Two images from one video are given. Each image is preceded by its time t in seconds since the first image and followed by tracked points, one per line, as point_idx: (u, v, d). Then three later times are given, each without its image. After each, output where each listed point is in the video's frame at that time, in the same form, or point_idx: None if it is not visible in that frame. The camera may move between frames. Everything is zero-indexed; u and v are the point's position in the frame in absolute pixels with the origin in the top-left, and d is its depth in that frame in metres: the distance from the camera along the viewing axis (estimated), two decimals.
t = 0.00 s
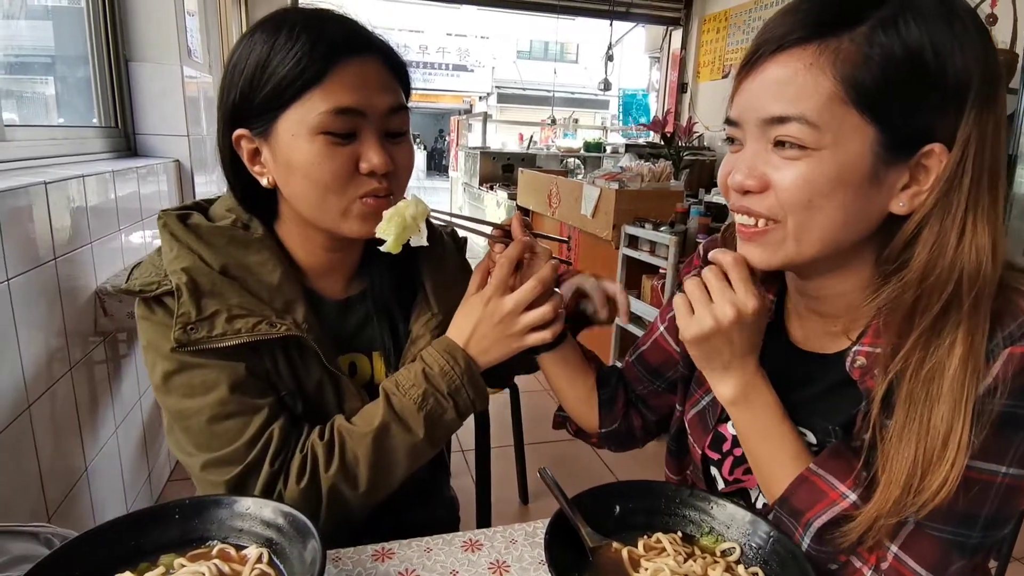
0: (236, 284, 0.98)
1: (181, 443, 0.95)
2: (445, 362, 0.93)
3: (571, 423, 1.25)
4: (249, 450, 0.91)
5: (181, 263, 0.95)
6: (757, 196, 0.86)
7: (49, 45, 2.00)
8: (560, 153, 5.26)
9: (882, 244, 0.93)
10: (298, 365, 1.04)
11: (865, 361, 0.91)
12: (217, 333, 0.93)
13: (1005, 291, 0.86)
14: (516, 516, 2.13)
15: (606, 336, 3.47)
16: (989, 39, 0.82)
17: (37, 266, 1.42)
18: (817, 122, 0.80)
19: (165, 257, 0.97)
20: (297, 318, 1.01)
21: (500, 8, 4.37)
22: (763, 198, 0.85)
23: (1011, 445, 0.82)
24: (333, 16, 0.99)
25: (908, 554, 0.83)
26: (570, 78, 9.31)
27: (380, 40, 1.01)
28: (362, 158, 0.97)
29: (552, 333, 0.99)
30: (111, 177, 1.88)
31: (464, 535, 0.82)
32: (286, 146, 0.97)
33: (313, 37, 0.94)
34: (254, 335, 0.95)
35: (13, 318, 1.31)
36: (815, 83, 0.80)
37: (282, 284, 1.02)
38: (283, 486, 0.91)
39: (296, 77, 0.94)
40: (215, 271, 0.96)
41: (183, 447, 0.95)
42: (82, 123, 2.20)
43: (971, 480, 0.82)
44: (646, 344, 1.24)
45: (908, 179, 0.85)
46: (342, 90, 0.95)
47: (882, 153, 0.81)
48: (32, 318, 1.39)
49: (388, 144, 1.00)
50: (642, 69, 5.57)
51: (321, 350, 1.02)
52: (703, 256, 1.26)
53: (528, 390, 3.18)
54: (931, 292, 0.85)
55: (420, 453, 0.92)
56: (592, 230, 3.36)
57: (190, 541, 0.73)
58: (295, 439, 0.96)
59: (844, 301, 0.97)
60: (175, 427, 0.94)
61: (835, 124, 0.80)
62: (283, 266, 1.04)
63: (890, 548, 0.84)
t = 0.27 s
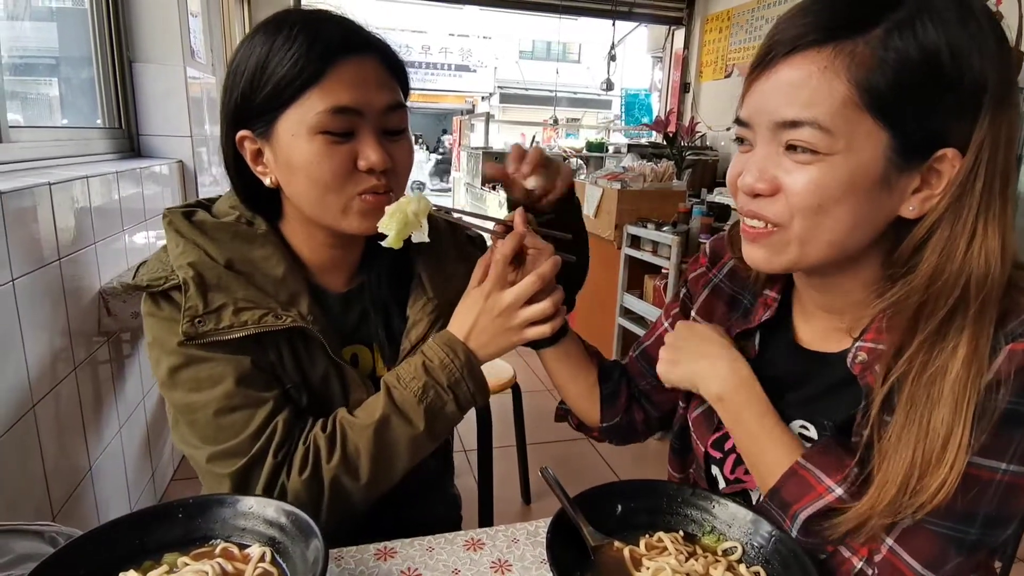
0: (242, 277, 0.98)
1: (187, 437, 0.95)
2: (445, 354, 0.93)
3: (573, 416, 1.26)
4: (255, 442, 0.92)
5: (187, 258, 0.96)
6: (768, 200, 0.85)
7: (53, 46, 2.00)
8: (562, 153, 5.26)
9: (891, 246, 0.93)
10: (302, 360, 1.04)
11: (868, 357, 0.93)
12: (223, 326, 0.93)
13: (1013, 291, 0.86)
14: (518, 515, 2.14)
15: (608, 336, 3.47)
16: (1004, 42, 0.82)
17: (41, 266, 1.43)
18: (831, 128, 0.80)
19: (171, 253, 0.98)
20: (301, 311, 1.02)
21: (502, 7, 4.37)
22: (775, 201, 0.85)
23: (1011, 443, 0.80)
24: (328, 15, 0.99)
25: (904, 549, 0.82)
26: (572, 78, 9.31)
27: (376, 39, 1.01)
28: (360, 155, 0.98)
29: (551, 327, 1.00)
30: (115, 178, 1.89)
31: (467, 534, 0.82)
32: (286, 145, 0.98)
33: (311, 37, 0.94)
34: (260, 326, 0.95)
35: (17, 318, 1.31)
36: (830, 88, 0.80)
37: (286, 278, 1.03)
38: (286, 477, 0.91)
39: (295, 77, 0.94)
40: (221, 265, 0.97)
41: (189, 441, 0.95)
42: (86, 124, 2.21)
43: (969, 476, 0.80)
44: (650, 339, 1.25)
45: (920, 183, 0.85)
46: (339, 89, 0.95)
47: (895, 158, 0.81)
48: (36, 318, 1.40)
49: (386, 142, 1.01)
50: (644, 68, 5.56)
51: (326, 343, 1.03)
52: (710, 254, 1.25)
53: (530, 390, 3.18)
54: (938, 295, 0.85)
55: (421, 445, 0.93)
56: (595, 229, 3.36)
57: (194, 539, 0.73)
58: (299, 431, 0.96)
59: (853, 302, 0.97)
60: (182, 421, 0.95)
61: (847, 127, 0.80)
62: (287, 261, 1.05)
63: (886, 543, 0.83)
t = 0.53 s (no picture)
0: (231, 278, 0.98)
1: (179, 437, 0.95)
2: (439, 355, 0.93)
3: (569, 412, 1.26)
4: (245, 442, 0.92)
5: (176, 259, 0.96)
6: (769, 201, 0.85)
7: (55, 48, 2.01)
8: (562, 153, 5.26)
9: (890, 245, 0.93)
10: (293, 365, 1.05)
11: (865, 352, 0.93)
12: (212, 327, 0.94)
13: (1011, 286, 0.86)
14: (519, 515, 2.14)
15: (609, 336, 3.47)
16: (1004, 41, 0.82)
17: (43, 266, 1.43)
18: (831, 129, 0.80)
19: (162, 254, 0.98)
20: (292, 312, 1.01)
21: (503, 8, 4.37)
22: (775, 202, 0.85)
23: (1010, 438, 0.78)
24: (313, 15, 0.99)
25: (897, 539, 0.82)
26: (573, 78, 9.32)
27: (363, 38, 1.01)
28: (349, 155, 0.98)
29: (546, 330, 0.99)
30: (116, 179, 1.90)
31: (467, 533, 0.82)
32: (275, 146, 0.98)
33: (295, 38, 0.94)
34: (248, 327, 0.95)
35: (19, 319, 1.31)
36: (830, 89, 0.80)
37: (277, 278, 1.03)
38: (277, 477, 0.91)
39: (281, 78, 0.94)
40: (210, 266, 0.98)
41: (181, 441, 0.96)
42: (88, 125, 2.22)
43: (963, 469, 0.80)
44: (650, 337, 1.24)
45: (919, 181, 0.85)
46: (325, 90, 0.95)
47: (894, 158, 0.82)
48: (38, 319, 1.40)
49: (374, 141, 1.01)
50: (644, 68, 5.57)
51: (317, 343, 1.03)
52: (712, 254, 1.24)
53: (530, 390, 3.18)
54: (939, 291, 0.86)
55: (414, 446, 0.93)
56: (595, 229, 3.36)
57: (195, 539, 0.74)
58: (291, 431, 0.96)
59: (853, 299, 0.97)
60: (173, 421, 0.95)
61: (847, 127, 0.80)
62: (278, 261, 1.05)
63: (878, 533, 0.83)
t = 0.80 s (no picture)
0: (240, 286, 0.99)
1: (189, 442, 0.97)
2: (444, 363, 0.94)
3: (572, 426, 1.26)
4: (253, 449, 0.93)
5: (186, 267, 0.97)
6: (757, 211, 0.86)
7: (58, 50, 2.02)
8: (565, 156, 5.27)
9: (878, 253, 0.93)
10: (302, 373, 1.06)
11: (857, 358, 0.94)
12: (222, 335, 0.95)
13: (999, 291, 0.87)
14: (522, 518, 2.14)
15: (611, 339, 3.48)
16: (987, 52, 0.83)
17: (50, 270, 1.45)
18: (814, 141, 0.81)
19: (172, 262, 1.00)
20: (300, 320, 1.03)
21: (505, 11, 4.39)
22: (763, 213, 0.86)
23: (997, 439, 0.80)
24: (325, 29, 0.99)
25: (886, 544, 0.83)
26: (576, 80, 9.33)
27: (373, 51, 1.02)
28: (361, 170, 0.99)
29: (548, 338, 0.99)
30: (122, 182, 1.91)
31: (470, 534, 0.83)
32: (286, 161, 0.99)
33: (308, 55, 0.95)
34: (257, 336, 0.97)
35: (26, 324, 1.33)
36: (812, 101, 0.81)
37: (286, 286, 1.04)
38: (285, 484, 0.92)
39: (295, 95, 0.95)
40: (220, 274, 0.99)
41: (191, 446, 0.97)
42: (93, 129, 2.24)
43: (951, 474, 0.81)
44: (651, 346, 1.26)
45: (903, 192, 0.86)
46: (338, 107, 0.97)
47: (877, 169, 0.83)
48: (44, 322, 1.42)
49: (385, 154, 1.02)
50: (647, 70, 5.57)
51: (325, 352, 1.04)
52: (707, 261, 1.24)
53: (533, 392, 3.19)
54: (924, 298, 0.87)
55: (420, 453, 0.94)
56: (598, 232, 3.37)
57: (202, 541, 0.75)
58: (299, 437, 0.97)
59: (843, 307, 0.98)
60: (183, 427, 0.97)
61: (831, 139, 0.81)
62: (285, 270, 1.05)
63: (869, 539, 0.84)
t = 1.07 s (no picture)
0: (247, 291, 1.00)
1: (197, 446, 0.97)
2: (450, 366, 0.95)
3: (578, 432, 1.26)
4: (261, 454, 0.93)
5: (193, 272, 0.98)
6: (753, 212, 0.87)
7: (64, 53, 2.03)
8: (569, 157, 5.27)
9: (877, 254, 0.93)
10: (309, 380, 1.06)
11: (861, 362, 0.94)
12: (229, 340, 0.95)
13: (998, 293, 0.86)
14: (526, 520, 2.14)
15: (615, 340, 3.47)
16: (987, 53, 0.83)
17: (56, 273, 1.46)
18: (808, 142, 0.82)
19: (179, 267, 1.00)
20: (307, 325, 1.03)
21: (508, 12, 4.40)
22: (759, 214, 0.86)
23: (1003, 442, 0.80)
24: (326, 33, 1.00)
25: (892, 548, 0.82)
26: (579, 81, 9.33)
27: (374, 53, 1.02)
28: (367, 172, 0.99)
29: (553, 342, 1.00)
30: (127, 184, 1.92)
31: (476, 537, 0.83)
32: (292, 165, 0.99)
33: (311, 58, 0.96)
34: (264, 341, 0.97)
35: (31, 326, 1.33)
36: (807, 103, 0.82)
37: (291, 290, 1.04)
38: (294, 488, 0.92)
39: (298, 98, 0.95)
40: (227, 279, 0.99)
41: (199, 451, 0.97)
42: (99, 132, 2.25)
43: (955, 477, 0.81)
44: (654, 351, 1.25)
45: (899, 194, 0.86)
46: (342, 109, 0.97)
47: (872, 171, 0.83)
48: (51, 325, 1.42)
49: (391, 155, 1.02)
50: (651, 71, 5.57)
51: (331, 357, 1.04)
52: (708, 265, 1.25)
53: (537, 394, 3.19)
54: (922, 301, 0.86)
55: (428, 456, 0.94)
56: (601, 233, 3.37)
57: (208, 542, 0.75)
58: (306, 442, 0.97)
59: (841, 308, 0.98)
60: (192, 430, 0.97)
61: (825, 141, 0.81)
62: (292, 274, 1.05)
63: (875, 544, 0.83)
